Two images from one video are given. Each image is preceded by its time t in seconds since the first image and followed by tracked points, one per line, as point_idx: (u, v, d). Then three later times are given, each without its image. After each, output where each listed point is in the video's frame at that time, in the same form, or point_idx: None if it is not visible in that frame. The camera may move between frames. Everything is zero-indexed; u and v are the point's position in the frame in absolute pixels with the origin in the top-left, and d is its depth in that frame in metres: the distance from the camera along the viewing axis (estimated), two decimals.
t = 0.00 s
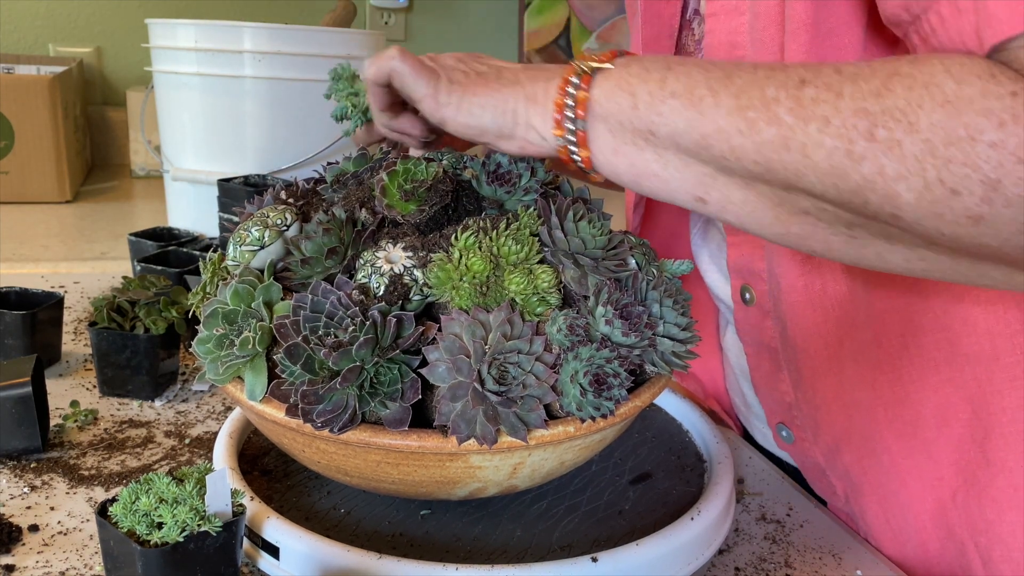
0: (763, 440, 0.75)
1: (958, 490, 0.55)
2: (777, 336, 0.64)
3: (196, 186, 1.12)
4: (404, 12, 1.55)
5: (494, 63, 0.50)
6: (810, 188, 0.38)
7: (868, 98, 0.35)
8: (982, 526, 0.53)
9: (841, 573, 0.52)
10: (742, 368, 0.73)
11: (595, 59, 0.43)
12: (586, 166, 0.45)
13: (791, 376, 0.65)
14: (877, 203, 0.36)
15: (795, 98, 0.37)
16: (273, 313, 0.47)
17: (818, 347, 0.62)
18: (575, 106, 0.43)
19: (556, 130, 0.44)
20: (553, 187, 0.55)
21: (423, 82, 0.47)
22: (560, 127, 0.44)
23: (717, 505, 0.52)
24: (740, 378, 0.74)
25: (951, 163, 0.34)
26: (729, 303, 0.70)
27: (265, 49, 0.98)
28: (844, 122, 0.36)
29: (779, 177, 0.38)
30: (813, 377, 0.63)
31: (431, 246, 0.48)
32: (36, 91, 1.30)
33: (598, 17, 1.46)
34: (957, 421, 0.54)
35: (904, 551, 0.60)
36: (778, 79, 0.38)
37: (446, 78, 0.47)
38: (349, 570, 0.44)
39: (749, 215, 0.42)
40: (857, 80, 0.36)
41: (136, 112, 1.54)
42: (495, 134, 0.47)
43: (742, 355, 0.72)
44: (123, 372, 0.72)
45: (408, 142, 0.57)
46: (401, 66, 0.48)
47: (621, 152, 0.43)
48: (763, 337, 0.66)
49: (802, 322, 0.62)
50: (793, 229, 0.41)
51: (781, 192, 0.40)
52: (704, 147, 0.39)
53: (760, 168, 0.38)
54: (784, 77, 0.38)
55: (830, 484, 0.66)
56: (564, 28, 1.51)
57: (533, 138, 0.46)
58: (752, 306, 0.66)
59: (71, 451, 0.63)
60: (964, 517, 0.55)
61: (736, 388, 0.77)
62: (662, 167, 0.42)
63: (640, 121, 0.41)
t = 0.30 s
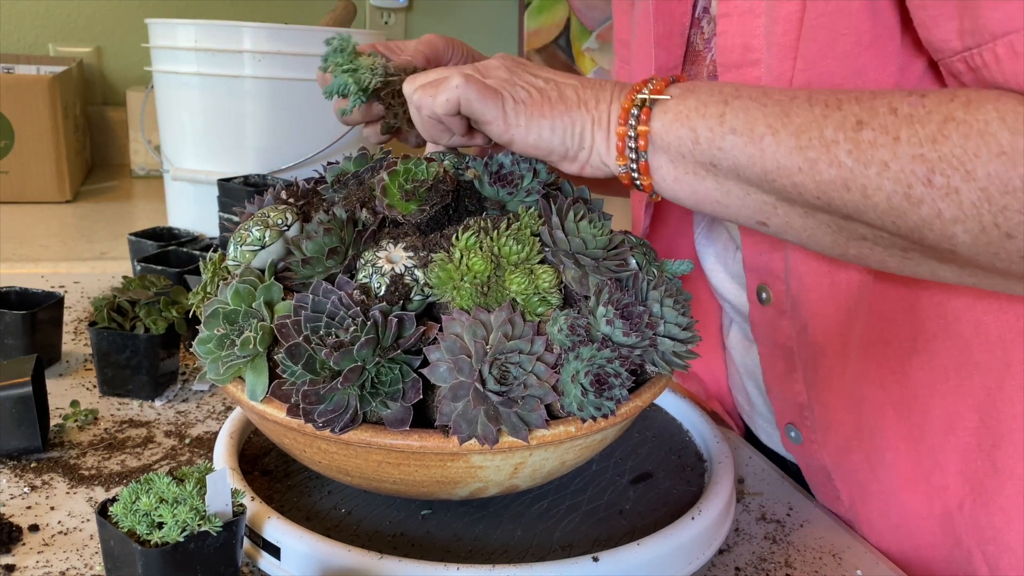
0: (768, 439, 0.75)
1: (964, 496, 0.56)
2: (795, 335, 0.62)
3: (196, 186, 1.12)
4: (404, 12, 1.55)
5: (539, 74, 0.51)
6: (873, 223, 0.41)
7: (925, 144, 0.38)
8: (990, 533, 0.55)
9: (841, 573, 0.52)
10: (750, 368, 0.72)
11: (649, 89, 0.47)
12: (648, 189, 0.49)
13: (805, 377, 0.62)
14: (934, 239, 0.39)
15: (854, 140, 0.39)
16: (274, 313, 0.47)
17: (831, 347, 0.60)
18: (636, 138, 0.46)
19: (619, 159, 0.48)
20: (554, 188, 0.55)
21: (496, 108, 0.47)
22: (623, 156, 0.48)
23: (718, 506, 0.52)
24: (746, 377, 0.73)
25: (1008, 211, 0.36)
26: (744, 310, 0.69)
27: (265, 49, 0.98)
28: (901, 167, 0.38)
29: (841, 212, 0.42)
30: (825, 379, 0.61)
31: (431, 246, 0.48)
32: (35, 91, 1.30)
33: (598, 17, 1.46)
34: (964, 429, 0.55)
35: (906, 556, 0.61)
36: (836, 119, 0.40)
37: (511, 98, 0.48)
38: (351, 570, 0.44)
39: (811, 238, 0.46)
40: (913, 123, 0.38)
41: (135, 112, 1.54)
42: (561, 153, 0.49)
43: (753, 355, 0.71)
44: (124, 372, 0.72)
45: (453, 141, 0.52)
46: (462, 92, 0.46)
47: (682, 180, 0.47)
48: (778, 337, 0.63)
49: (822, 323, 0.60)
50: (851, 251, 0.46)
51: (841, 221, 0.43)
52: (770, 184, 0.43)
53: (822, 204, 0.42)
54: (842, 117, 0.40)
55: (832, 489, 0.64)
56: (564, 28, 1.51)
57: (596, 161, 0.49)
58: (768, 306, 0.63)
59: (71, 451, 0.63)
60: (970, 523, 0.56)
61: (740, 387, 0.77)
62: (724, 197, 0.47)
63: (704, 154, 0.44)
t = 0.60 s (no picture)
0: (774, 439, 0.74)
1: (975, 505, 0.56)
2: (812, 340, 0.60)
3: (196, 186, 1.12)
4: (404, 12, 1.55)
5: (547, 90, 0.50)
6: (890, 245, 0.41)
7: (942, 168, 0.37)
8: (1003, 539, 0.55)
9: (841, 573, 0.52)
10: (760, 369, 0.72)
11: (657, 115, 0.47)
12: (655, 214, 0.50)
13: (820, 382, 0.61)
14: (952, 261, 0.40)
15: (868, 164, 0.39)
16: (273, 313, 0.47)
17: (848, 349, 0.59)
18: (644, 164, 0.47)
19: (626, 187, 0.48)
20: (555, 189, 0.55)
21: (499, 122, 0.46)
22: (630, 182, 0.48)
23: (718, 506, 0.52)
24: (754, 377, 0.73)
25: None
26: (757, 315, 0.69)
27: (265, 49, 0.98)
28: (918, 192, 0.38)
29: (857, 235, 0.42)
30: (841, 382, 0.60)
31: (430, 246, 0.48)
32: (34, 91, 1.30)
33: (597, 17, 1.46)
34: (977, 436, 0.55)
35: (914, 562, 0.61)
36: (850, 143, 0.40)
37: (516, 114, 0.47)
38: (350, 570, 0.44)
39: (824, 259, 0.46)
40: (929, 147, 0.38)
41: (135, 112, 1.54)
42: (560, 175, 0.49)
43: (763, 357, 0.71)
44: (124, 372, 0.72)
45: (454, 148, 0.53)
46: (467, 105, 0.46)
47: (692, 207, 0.47)
48: (794, 340, 0.61)
49: (839, 327, 0.59)
50: (865, 272, 0.46)
51: (856, 243, 0.43)
52: (784, 208, 0.43)
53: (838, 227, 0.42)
54: (856, 141, 0.40)
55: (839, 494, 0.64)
56: (564, 28, 1.51)
57: (597, 184, 0.49)
58: (784, 310, 0.61)
59: (71, 451, 0.63)
60: (980, 532, 0.56)
61: (745, 387, 0.76)
62: (735, 220, 0.47)
63: (716, 179, 0.44)
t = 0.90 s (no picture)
0: (776, 441, 0.74)
1: (978, 509, 0.56)
2: (816, 343, 0.60)
3: (196, 186, 1.12)
4: (404, 12, 1.55)
5: (546, 93, 0.50)
6: (887, 254, 0.41)
7: (942, 179, 0.37)
8: (1007, 544, 0.55)
9: (841, 573, 0.52)
10: (761, 370, 0.72)
11: (655, 122, 0.46)
12: (654, 220, 0.50)
13: (823, 386, 0.61)
14: (951, 272, 0.40)
15: (868, 174, 0.39)
16: (272, 313, 0.47)
17: (852, 354, 0.59)
18: (643, 172, 0.47)
19: (624, 194, 0.48)
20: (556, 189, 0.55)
21: (497, 130, 0.46)
22: (629, 190, 0.48)
23: (718, 505, 0.52)
24: (756, 379, 0.73)
25: None
26: (758, 317, 0.69)
27: (266, 49, 0.98)
28: (919, 203, 0.38)
29: (856, 244, 0.42)
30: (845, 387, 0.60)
31: (429, 247, 0.48)
32: (34, 91, 1.30)
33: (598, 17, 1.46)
34: (981, 439, 0.55)
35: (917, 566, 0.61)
36: (850, 152, 0.40)
37: (514, 119, 0.47)
38: (349, 570, 0.44)
39: (824, 267, 0.46)
40: (929, 158, 0.38)
41: (136, 113, 1.54)
42: (558, 179, 0.49)
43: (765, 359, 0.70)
44: (123, 372, 0.72)
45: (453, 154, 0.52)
46: (466, 113, 0.46)
47: (692, 213, 0.47)
48: (797, 344, 0.61)
49: (842, 330, 0.58)
50: (864, 281, 0.46)
51: (855, 252, 0.43)
52: (784, 216, 0.43)
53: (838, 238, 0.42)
54: (856, 150, 0.40)
55: (841, 498, 0.64)
56: (564, 28, 1.50)
57: (596, 189, 0.49)
58: (788, 313, 0.61)
59: (71, 451, 0.63)
60: (984, 536, 0.56)
61: (747, 389, 0.76)
62: (734, 227, 0.47)
63: (716, 188, 0.44)
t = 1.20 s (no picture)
0: (776, 444, 0.74)
1: (977, 512, 0.56)
2: (815, 345, 0.61)
3: (196, 186, 1.12)
4: (405, 12, 1.55)
5: (544, 91, 0.49)
6: (881, 254, 0.41)
7: (937, 180, 0.37)
8: (1006, 547, 0.55)
9: (841, 573, 0.52)
10: (759, 372, 0.72)
11: (653, 120, 0.46)
12: (651, 219, 0.49)
13: (823, 386, 0.61)
14: (945, 272, 0.40)
15: (864, 174, 0.39)
16: (272, 313, 0.47)
17: (850, 356, 0.59)
18: (640, 170, 0.46)
19: (621, 194, 0.48)
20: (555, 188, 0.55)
21: (494, 135, 0.46)
22: (626, 189, 0.48)
23: (718, 506, 0.52)
24: (754, 381, 0.73)
25: (1020, 250, 0.37)
26: (757, 319, 0.69)
27: (266, 49, 0.98)
28: (913, 203, 0.38)
29: (850, 243, 0.42)
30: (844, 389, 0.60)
31: (429, 246, 0.48)
32: (34, 90, 1.30)
33: (599, 17, 1.47)
34: (979, 443, 0.55)
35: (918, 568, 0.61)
36: (845, 152, 0.40)
37: (510, 123, 0.47)
38: (348, 570, 0.44)
39: (818, 264, 0.46)
40: (925, 158, 0.38)
41: (136, 112, 1.54)
42: (559, 179, 0.49)
43: (763, 361, 0.70)
44: (123, 372, 0.72)
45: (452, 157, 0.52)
46: (459, 122, 0.46)
47: (688, 212, 0.47)
48: (796, 345, 0.62)
49: (842, 330, 0.59)
50: (860, 280, 0.46)
51: (850, 251, 0.43)
52: (778, 214, 0.43)
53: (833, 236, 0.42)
54: (852, 150, 0.40)
55: (842, 500, 0.64)
56: (564, 28, 1.51)
57: (595, 188, 0.49)
58: (788, 315, 0.62)
59: (71, 451, 0.63)
60: (982, 539, 0.56)
61: (746, 391, 0.76)
62: (730, 226, 0.47)
63: (711, 187, 0.44)
